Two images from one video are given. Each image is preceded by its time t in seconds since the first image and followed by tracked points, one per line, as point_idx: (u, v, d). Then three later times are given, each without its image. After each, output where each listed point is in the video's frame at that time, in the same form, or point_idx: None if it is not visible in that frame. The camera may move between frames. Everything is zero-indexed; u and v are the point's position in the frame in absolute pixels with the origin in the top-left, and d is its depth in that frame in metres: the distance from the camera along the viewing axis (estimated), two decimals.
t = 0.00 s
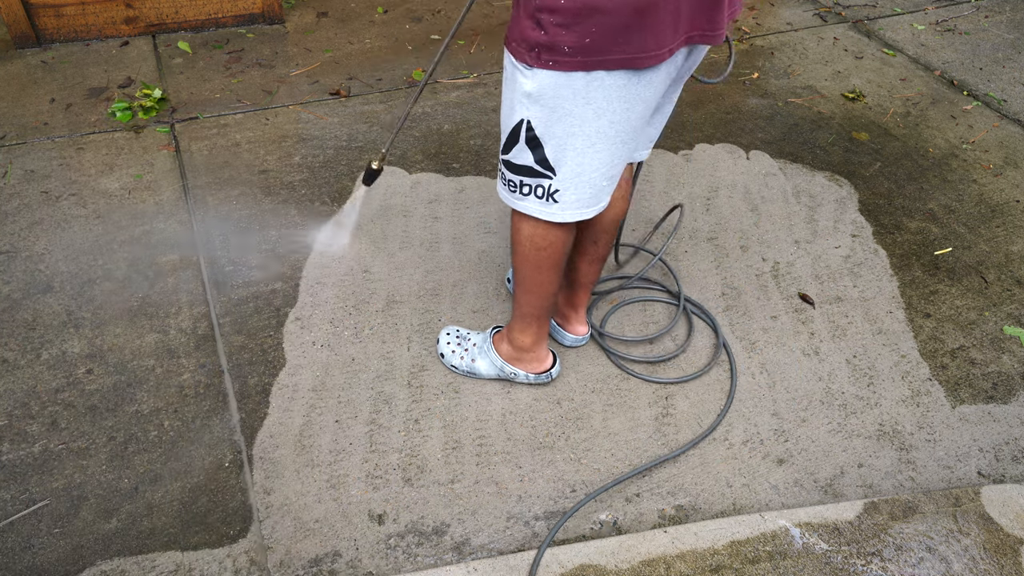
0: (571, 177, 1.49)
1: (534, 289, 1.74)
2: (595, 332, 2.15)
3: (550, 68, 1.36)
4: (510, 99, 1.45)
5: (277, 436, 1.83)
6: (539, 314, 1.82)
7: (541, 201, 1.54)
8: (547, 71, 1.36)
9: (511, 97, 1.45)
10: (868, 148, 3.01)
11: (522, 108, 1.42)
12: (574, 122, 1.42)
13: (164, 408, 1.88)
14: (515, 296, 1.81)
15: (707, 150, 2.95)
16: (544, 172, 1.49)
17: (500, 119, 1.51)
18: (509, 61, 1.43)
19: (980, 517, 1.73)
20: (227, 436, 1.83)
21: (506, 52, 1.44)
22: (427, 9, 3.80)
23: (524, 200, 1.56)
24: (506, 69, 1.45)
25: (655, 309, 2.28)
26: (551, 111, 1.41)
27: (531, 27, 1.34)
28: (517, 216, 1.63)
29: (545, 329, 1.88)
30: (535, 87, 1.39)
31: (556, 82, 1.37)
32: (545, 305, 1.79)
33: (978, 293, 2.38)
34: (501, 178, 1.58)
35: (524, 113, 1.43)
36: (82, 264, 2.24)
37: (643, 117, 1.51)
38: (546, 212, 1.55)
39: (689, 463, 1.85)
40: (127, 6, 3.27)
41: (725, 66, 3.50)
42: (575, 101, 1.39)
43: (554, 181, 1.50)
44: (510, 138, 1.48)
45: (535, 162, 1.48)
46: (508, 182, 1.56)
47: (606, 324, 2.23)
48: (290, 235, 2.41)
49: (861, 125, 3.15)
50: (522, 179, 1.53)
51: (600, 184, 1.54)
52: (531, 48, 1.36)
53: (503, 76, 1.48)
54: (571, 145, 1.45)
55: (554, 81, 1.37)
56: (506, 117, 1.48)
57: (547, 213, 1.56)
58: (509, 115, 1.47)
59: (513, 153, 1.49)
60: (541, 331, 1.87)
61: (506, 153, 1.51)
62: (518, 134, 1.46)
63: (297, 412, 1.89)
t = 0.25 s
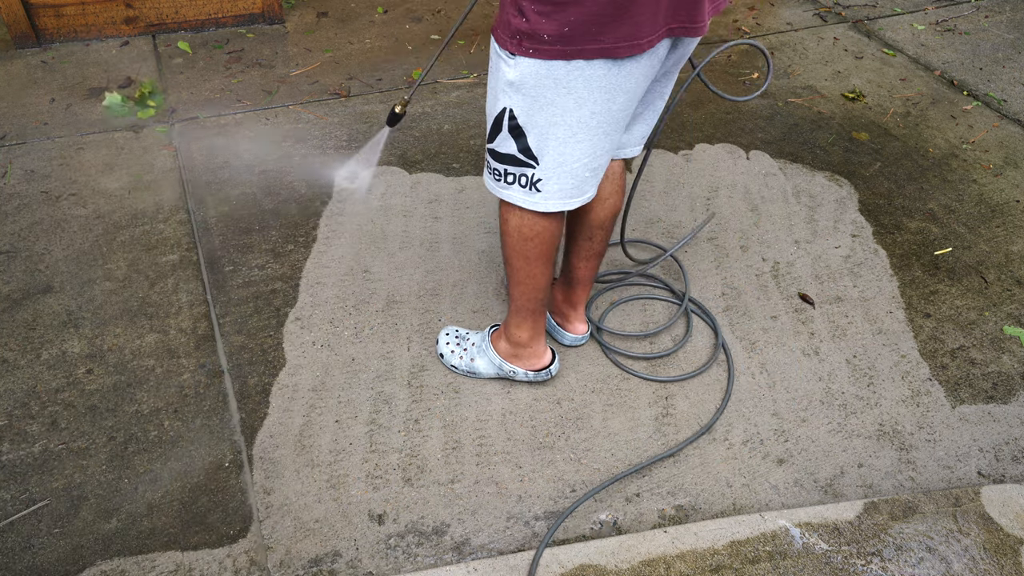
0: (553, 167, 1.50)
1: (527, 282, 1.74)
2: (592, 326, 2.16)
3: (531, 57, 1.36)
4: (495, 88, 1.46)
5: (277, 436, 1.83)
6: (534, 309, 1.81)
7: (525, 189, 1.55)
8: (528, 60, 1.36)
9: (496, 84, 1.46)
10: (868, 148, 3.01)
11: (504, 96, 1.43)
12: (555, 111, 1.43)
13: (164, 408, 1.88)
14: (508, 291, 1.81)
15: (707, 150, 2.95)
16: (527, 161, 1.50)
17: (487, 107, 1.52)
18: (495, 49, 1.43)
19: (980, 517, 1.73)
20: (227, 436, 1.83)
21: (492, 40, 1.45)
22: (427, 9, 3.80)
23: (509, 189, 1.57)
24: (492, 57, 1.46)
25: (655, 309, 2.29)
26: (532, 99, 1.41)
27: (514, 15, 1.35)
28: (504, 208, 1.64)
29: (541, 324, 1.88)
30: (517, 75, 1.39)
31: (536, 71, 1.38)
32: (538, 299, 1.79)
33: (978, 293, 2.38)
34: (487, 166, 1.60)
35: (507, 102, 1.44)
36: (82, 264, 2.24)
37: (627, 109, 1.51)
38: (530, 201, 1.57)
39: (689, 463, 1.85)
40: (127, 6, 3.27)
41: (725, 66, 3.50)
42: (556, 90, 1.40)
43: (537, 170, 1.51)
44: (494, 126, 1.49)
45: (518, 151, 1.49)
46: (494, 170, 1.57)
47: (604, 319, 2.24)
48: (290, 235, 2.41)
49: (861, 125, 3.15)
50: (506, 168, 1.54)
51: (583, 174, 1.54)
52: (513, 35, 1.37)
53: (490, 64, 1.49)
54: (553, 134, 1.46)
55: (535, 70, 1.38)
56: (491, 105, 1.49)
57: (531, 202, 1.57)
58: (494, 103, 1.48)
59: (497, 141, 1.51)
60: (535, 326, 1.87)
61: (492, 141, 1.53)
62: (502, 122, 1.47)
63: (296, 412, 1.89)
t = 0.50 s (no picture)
0: (564, 171, 1.50)
1: (530, 284, 1.74)
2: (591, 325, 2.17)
3: (544, 61, 1.37)
4: (506, 93, 1.46)
5: (277, 436, 1.83)
6: (536, 311, 1.81)
7: (535, 194, 1.54)
8: (541, 64, 1.37)
9: (506, 90, 1.46)
10: (868, 148, 3.01)
11: (516, 101, 1.43)
12: (568, 115, 1.43)
13: (164, 408, 1.88)
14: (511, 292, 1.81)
15: (707, 150, 2.95)
16: (538, 166, 1.49)
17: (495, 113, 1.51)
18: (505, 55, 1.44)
19: (980, 517, 1.73)
20: (227, 436, 1.83)
21: (502, 46, 1.45)
22: (427, 9, 3.80)
23: (518, 194, 1.57)
24: (502, 63, 1.47)
25: (654, 309, 2.29)
26: (545, 104, 1.41)
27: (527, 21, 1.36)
28: (511, 210, 1.64)
29: (543, 325, 1.88)
30: (530, 80, 1.39)
31: (550, 74, 1.38)
32: (541, 301, 1.79)
33: (977, 293, 2.38)
34: (496, 172, 1.59)
35: (518, 107, 1.43)
36: (82, 264, 2.24)
37: (638, 112, 1.51)
38: (540, 206, 1.56)
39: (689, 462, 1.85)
40: (127, 6, 3.27)
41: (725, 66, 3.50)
42: (569, 95, 1.40)
43: (548, 174, 1.50)
44: (504, 132, 1.49)
45: (529, 156, 1.49)
46: (503, 176, 1.56)
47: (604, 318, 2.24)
48: (290, 235, 2.41)
49: (861, 125, 3.15)
50: (516, 173, 1.53)
51: (594, 178, 1.54)
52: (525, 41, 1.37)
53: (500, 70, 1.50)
54: (565, 138, 1.46)
55: (549, 74, 1.38)
56: (501, 111, 1.49)
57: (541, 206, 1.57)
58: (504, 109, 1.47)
59: (507, 147, 1.50)
60: (538, 328, 1.87)
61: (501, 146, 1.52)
62: (512, 127, 1.46)
63: (296, 412, 1.89)
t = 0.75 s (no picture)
0: (579, 176, 1.50)
1: (535, 288, 1.74)
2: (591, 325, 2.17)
3: (558, 69, 1.36)
4: (518, 100, 1.44)
5: (277, 436, 1.84)
6: (539, 313, 1.81)
7: (549, 200, 1.55)
8: (556, 71, 1.36)
9: (519, 96, 1.45)
10: (868, 148, 3.01)
11: (530, 108, 1.42)
12: (583, 122, 1.43)
13: (164, 408, 1.88)
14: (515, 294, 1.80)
15: (707, 150, 2.95)
16: (552, 172, 1.50)
17: (506, 119, 1.50)
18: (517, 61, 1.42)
19: (980, 517, 1.73)
20: (227, 436, 1.83)
21: (514, 53, 1.43)
22: (427, 9, 3.80)
23: (531, 200, 1.57)
24: (513, 70, 1.45)
25: (655, 309, 2.29)
26: (560, 110, 1.41)
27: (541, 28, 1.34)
28: (519, 214, 1.63)
29: (545, 327, 1.88)
30: (545, 88, 1.38)
31: (565, 82, 1.37)
32: (546, 304, 1.79)
33: (978, 293, 2.38)
34: (506, 177, 1.58)
35: (533, 114, 1.43)
36: (82, 264, 2.24)
37: (650, 115, 1.52)
38: (553, 211, 1.56)
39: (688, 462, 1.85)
40: (127, 6, 3.27)
41: (725, 66, 3.50)
42: (584, 101, 1.40)
43: (562, 180, 1.51)
44: (517, 139, 1.48)
45: (542, 162, 1.49)
46: (514, 181, 1.56)
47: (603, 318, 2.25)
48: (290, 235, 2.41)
49: (861, 125, 3.15)
50: (528, 179, 1.53)
51: (607, 181, 1.55)
52: (540, 48, 1.35)
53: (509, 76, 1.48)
54: (579, 145, 1.46)
55: (564, 82, 1.37)
56: (513, 118, 1.47)
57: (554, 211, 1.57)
58: (516, 116, 1.46)
59: (520, 154, 1.50)
60: (541, 330, 1.87)
61: (513, 153, 1.51)
62: (526, 135, 1.46)
63: (296, 413, 1.89)
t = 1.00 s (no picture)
0: (561, 167, 1.50)
1: (528, 281, 1.73)
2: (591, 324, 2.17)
3: (540, 58, 1.37)
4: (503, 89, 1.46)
5: (277, 436, 1.83)
6: (534, 308, 1.81)
7: (532, 190, 1.55)
8: (538, 59, 1.37)
9: (503, 86, 1.46)
10: (868, 148, 3.01)
11: (513, 97, 1.43)
12: (564, 112, 1.43)
13: (164, 408, 1.88)
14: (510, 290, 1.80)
15: (707, 150, 2.95)
16: (535, 162, 1.50)
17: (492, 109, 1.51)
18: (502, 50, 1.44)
19: (980, 517, 1.73)
20: (227, 436, 1.83)
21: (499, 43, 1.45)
22: (428, 9, 3.80)
23: (515, 190, 1.57)
24: (498, 60, 1.47)
25: (654, 309, 2.29)
26: (542, 100, 1.41)
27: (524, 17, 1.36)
28: (509, 206, 1.64)
29: (542, 322, 1.87)
30: (527, 76, 1.39)
31: (546, 70, 1.38)
32: (540, 298, 1.78)
33: (978, 293, 2.38)
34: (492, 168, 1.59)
35: (516, 103, 1.44)
36: (82, 264, 2.24)
37: (633, 109, 1.52)
38: (536, 202, 1.56)
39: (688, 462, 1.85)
40: (127, 6, 3.27)
41: (725, 66, 3.50)
42: (565, 91, 1.40)
43: (544, 170, 1.50)
44: (501, 128, 1.49)
45: (525, 152, 1.49)
46: (499, 171, 1.56)
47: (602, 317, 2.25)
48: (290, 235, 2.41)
49: (861, 125, 3.15)
50: (512, 169, 1.53)
51: (590, 174, 1.54)
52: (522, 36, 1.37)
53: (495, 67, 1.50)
54: (561, 135, 1.46)
55: (546, 70, 1.38)
56: (498, 107, 1.49)
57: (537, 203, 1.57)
58: (501, 105, 1.48)
59: (504, 143, 1.50)
60: (537, 325, 1.87)
61: (497, 142, 1.52)
62: (509, 124, 1.47)
63: (296, 413, 1.89)
